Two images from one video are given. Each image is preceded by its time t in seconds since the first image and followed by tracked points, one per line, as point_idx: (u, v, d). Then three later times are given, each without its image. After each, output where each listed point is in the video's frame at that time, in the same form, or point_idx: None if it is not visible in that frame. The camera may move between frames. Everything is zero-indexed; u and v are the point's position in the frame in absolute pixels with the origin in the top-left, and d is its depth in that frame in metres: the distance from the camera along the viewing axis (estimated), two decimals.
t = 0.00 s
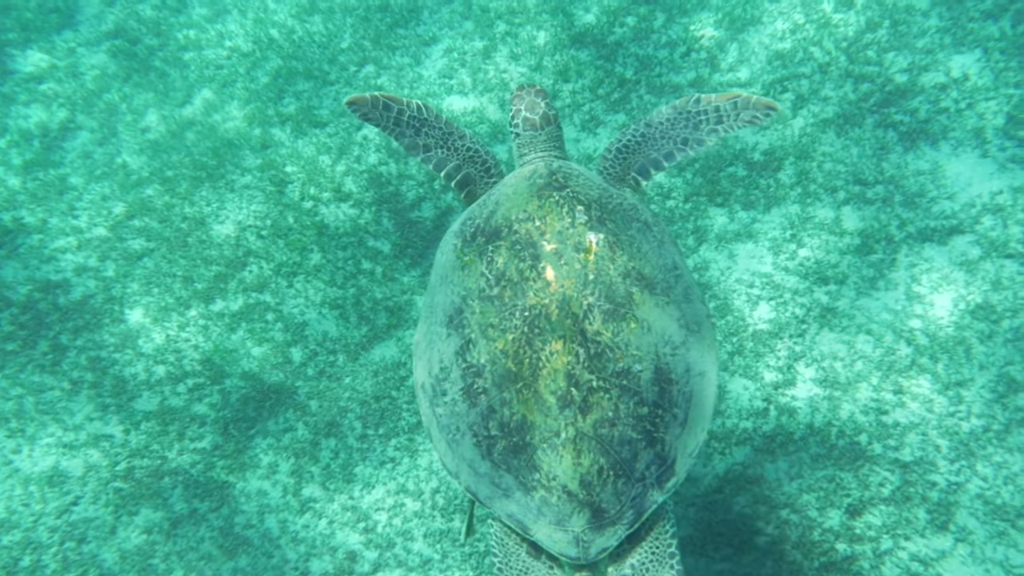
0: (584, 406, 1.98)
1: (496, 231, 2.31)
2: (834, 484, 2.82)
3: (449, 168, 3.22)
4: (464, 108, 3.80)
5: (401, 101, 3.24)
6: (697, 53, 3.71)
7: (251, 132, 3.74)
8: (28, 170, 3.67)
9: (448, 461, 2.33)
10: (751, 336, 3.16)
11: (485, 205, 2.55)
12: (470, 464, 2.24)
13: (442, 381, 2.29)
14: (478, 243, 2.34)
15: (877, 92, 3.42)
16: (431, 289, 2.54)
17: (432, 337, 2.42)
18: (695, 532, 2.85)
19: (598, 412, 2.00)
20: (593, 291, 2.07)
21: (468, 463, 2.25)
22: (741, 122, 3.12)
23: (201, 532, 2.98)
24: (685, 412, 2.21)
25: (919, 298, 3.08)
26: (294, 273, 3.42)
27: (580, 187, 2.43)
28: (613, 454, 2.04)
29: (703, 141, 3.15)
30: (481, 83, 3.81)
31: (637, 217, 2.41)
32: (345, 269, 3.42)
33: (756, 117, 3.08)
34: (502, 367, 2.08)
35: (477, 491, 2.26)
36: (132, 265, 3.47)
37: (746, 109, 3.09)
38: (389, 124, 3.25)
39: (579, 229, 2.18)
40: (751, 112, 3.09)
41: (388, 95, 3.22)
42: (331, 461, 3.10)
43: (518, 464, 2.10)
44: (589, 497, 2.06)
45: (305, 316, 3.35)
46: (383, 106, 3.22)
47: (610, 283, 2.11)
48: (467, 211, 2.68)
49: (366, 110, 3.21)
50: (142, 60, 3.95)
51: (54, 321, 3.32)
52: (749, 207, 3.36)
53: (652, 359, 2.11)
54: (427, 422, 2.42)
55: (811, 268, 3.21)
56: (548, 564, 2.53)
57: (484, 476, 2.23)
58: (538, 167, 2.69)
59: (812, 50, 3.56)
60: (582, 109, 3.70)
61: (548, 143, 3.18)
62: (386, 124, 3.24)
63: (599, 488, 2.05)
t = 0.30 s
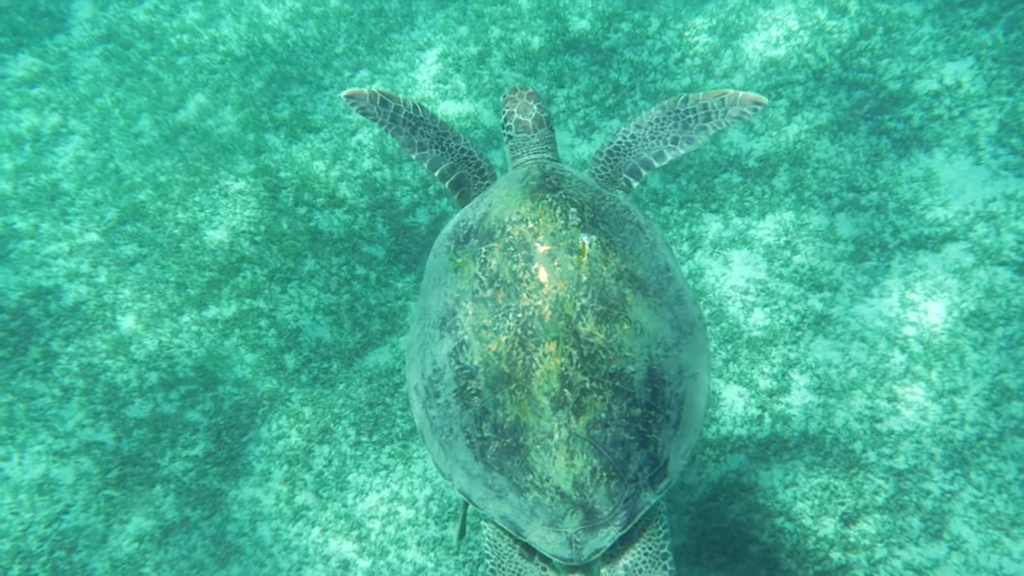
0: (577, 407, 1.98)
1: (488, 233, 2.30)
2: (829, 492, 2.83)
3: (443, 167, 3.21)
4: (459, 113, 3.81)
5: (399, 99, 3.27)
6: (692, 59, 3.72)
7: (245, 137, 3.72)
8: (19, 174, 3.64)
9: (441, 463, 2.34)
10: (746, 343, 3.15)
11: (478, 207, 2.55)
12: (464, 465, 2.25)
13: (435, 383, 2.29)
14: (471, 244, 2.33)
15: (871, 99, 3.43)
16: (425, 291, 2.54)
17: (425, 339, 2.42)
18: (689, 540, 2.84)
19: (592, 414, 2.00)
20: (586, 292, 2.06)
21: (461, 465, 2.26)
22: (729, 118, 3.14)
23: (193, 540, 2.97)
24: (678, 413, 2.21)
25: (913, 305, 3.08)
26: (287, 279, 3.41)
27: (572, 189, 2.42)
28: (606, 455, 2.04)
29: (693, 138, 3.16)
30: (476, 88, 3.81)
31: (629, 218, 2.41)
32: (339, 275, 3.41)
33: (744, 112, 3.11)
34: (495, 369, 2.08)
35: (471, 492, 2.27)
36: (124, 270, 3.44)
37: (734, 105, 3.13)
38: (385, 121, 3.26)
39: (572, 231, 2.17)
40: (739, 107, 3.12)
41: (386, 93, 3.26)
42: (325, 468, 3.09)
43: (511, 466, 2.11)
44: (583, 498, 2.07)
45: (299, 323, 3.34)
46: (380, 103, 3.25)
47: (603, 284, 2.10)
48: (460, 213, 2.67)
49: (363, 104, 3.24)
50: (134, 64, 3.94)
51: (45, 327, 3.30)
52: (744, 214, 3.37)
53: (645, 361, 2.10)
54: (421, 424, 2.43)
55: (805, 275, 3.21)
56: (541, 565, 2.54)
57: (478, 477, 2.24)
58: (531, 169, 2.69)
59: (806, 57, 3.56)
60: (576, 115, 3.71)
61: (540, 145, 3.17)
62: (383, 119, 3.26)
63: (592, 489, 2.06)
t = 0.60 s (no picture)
0: (571, 408, 1.98)
1: (483, 235, 2.29)
2: (824, 501, 2.82)
3: (439, 167, 3.22)
4: (455, 119, 3.80)
5: (397, 98, 3.30)
6: (688, 66, 3.73)
7: (241, 143, 3.71)
8: (11, 179, 3.63)
9: (435, 465, 2.33)
10: (741, 351, 3.15)
11: (473, 210, 2.54)
12: (458, 467, 2.25)
13: (430, 385, 2.28)
14: (466, 247, 2.32)
15: (866, 107, 3.44)
16: (419, 293, 2.52)
17: (419, 341, 2.41)
18: (685, 549, 2.83)
19: (586, 416, 2.00)
20: (581, 294, 2.04)
21: (456, 467, 2.26)
22: (719, 116, 3.16)
23: (186, 548, 2.96)
24: (673, 415, 2.20)
25: (908, 313, 3.08)
26: (282, 285, 3.40)
27: (567, 192, 2.41)
28: (600, 457, 2.04)
29: (684, 137, 3.18)
30: (472, 94, 3.81)
31: (623, 221, 2.40)
32: (334, 281, 3.40)
33: (733, 109, 3.13)
34: (490, 371, 2.07)
35: (465, 494, 2.27)
36: (118, 276, 3.41)
37: (723, 103, 3.15)
38: (382, 117, 3.27)
39: (566, 233, 2.16)
40: (728, 105, 3.14)
41: (384, 91, 3.29)
42: (319, 476, 3.07)
43: (506, 467, 2.12)
44: (577, 500, 2.09)
45: (293, 329, 3.33)
46: (378, 99, 3.28)
47: (598, 286, 2.08)
48: (454, 216, 2.66)
49: (362, 100, 3.25)
50: (129, 69, 3.92)
51: (37, 334, 3.27)
52: (740, 221, 3.37)
53: (640, 363, 2.08)
54: (415, 426, 2.42)
55: (801, 283, 3.21)
56: (535, 567, 2.53)
57: (472, 479, 2.23)
58: (525, 172, 2.68)
59: (802, 65, 3.56)
60: (573, 121, 3.71)
61: (535, 148, 3.17)
62: (380, 116, 3.27)
63: (586, 490, 2.07)
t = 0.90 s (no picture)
0: (568, 412, 1.97)
1: (480, 239, 2.29)
2: (822, 513, 2.82)
3: (435, 169, 3.26)
4: (453, 127, 3.82)
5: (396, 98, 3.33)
6: (687, 74, 3.75)
7: (237, 150, 3.72)
8: (7, 186, 3.61)
9: (431, 468, 2.32)
10: (739, 361, 3.14)
11: (469, 214, 2.55)
12: (454, 471, 2.24)
13: (426, 388, 2.28)
14: (462, 250, 2.32)
15: (864, 117, 3.45)
16: (415, 297, 2.52)
17: (415, 344, 2.39)
18: (682, 560, 2.83)
19: (582, 418, 1.99)
20: (577, 297, 2.05)
21: (451, 470, 2.24)
22: (712, 116, 3.18)
23: (179, 559, 2.98)
24: (668, 418, 2.20)
25: (906, 324, 3.08)
26: (279, 293, 3.38)
27: (563, 197, 2.43)
28: (597, 460, 2.03)
29: (678, 138, 3.20)
30: (470, 102, 3.81)
31: (619, 225, 2.42)
32: (330, 290, 3.40)
33: (725, 108, 3.15)
34: (486, 374, 2.06)
35: (461, 498, 2.26)
36: (113, 284, 3.38)
37: (716, 103, 3.17)
38: (382, 116, 3.30)
39: (562, 237, 2.17)
40: (720, 104, 3.16)
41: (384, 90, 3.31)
42: (315, 486, 3.06)
43: (502, 470, 2.10)
44: (573, 503, 2.07)
45: (290, 337, 3.32)
46: (378, 98, 3.30)
47: (594, 290, 2.09)
48: (451, 220, 2.67)
49: (362, 97, 3.26)
50: (125, 76, 3.91)
51: (31, 342, 3.24)
52: (738, 231, 3.36)
53: (636, 365, 2.09)
54: (410, 430, 2.41)
55: (798, 293, 3.21)
56: (530, 570, 2.53)
57: (468, 483, 2.22)
58: (522, 176, 2.70)
59: (800, 74, 3.56)
60: (571, 130, 3.72)
61: (531, 152, 3.18)
62: (379, 114, 3.30)
63: (582, 494, 2.06)
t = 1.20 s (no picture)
0: (567, 415, 1.97)
1: (479, 242, 2.27)
2: (823, 524, 2.80)
3: (434, 171, 3.27)
4: (453, 134, 3.80)
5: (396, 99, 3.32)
6: (687, 83, 3.76)
7: (237, 157, 3.72)
8: (6, 193, 3.60)
9: (430, 472, 2.32)
10: (740, 370, 3.13)
11: (469, 217, 2.53)
12: (453, 474, 2.23)
13: (425, 392, 2.27)
14: (461, 254, 2.31)
15: (867, 126, 3.44)
16: (414, 300, 2.51)
17: (414, 347, 2.38)
18: (682, 571, 2.79)
19: (581, 422, 1.99)
20: (577, 301, 2.04)
21: (450, 473, 2.24)
22: (710, 116, 3.17)
23: (177, 569, 2.94)
24: (667, 422, 2.19)
25: (906, 335, 3.08)
26: (278, 301, 3.38)
27: (563, 201, 2.41)
28: (596, 463, 2.04)
29: (676, 139, 3.20)
30: (470, 109, 3.83)
31: (619, 229, 2.40)
32: (330, 298, 3.39)
33: (723, 107, 3.13)
34: (485, 378, 2.05)
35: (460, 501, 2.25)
36: (112, 292, 3.37)
37: (713, 103, 3.16)
38: (382, 116, 3.29)
39: (562, 241, 2.15)
40: (718, 104, 3.15)
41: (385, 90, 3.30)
42: (313, 495, 3.03)
43: (501, 474, 2.11)
44: (572, 506, 2.09)
45: (289, 345, 3.31)
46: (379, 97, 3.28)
47: (593, 294, 2.07)
48: (450, 223, 2.65)
49: (364, 95, 3.23)
50: (125, 82, 3.90)
51: (29, 350, 3.23)
52: (738, 240, 3.36)
53: (635, 370, 2.08)
54: (409, 433, 2.40)
55: (799, 302, 3.22)
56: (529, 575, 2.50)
57: (467, 486, 2.22)
58: (521, 180, 2.68)
59: (801, 83, 3.56)
60: (571, 138, 3.72)
61: (530, 156, 3.19)
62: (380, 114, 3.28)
63: (581, 497, 2.08)
